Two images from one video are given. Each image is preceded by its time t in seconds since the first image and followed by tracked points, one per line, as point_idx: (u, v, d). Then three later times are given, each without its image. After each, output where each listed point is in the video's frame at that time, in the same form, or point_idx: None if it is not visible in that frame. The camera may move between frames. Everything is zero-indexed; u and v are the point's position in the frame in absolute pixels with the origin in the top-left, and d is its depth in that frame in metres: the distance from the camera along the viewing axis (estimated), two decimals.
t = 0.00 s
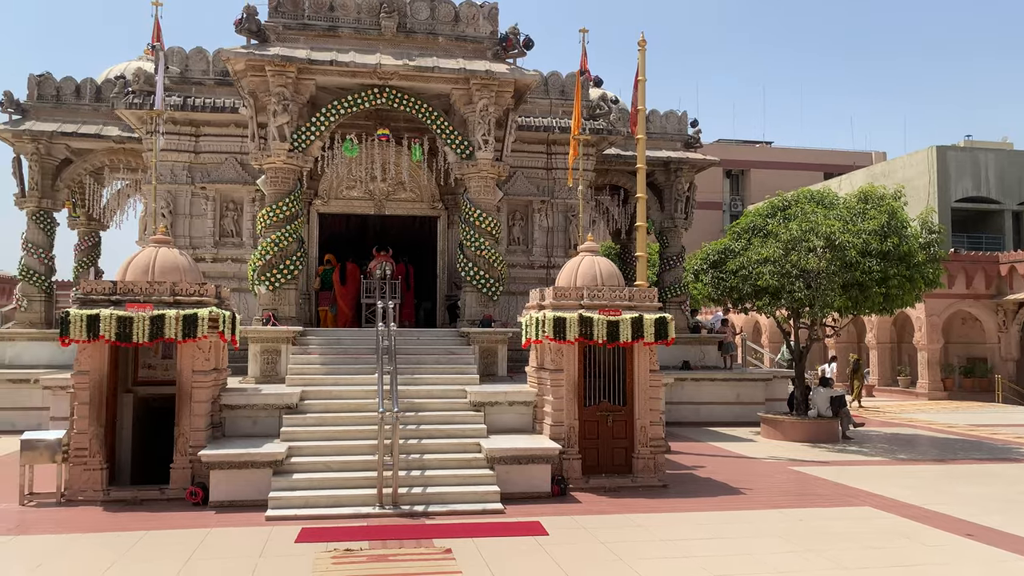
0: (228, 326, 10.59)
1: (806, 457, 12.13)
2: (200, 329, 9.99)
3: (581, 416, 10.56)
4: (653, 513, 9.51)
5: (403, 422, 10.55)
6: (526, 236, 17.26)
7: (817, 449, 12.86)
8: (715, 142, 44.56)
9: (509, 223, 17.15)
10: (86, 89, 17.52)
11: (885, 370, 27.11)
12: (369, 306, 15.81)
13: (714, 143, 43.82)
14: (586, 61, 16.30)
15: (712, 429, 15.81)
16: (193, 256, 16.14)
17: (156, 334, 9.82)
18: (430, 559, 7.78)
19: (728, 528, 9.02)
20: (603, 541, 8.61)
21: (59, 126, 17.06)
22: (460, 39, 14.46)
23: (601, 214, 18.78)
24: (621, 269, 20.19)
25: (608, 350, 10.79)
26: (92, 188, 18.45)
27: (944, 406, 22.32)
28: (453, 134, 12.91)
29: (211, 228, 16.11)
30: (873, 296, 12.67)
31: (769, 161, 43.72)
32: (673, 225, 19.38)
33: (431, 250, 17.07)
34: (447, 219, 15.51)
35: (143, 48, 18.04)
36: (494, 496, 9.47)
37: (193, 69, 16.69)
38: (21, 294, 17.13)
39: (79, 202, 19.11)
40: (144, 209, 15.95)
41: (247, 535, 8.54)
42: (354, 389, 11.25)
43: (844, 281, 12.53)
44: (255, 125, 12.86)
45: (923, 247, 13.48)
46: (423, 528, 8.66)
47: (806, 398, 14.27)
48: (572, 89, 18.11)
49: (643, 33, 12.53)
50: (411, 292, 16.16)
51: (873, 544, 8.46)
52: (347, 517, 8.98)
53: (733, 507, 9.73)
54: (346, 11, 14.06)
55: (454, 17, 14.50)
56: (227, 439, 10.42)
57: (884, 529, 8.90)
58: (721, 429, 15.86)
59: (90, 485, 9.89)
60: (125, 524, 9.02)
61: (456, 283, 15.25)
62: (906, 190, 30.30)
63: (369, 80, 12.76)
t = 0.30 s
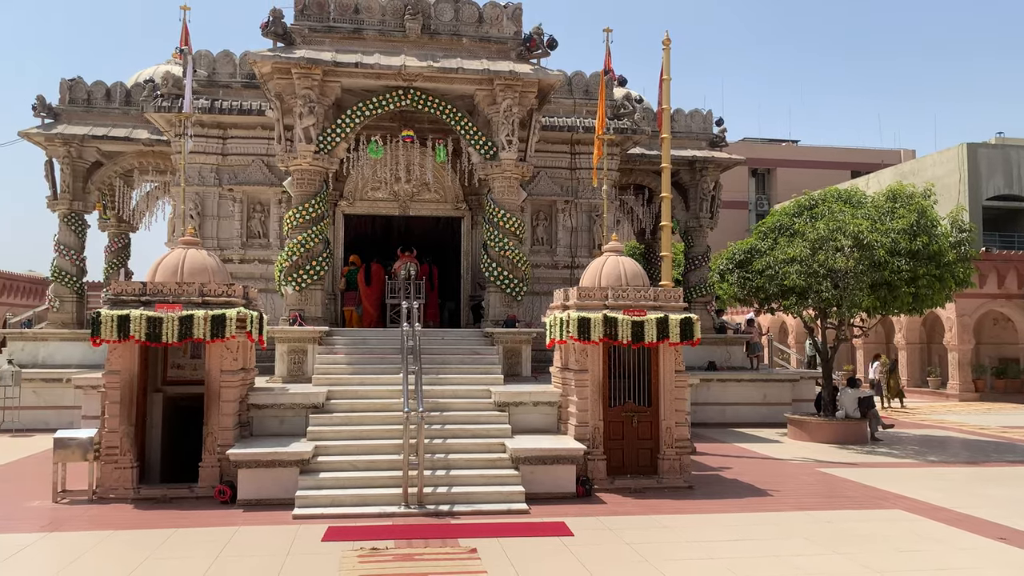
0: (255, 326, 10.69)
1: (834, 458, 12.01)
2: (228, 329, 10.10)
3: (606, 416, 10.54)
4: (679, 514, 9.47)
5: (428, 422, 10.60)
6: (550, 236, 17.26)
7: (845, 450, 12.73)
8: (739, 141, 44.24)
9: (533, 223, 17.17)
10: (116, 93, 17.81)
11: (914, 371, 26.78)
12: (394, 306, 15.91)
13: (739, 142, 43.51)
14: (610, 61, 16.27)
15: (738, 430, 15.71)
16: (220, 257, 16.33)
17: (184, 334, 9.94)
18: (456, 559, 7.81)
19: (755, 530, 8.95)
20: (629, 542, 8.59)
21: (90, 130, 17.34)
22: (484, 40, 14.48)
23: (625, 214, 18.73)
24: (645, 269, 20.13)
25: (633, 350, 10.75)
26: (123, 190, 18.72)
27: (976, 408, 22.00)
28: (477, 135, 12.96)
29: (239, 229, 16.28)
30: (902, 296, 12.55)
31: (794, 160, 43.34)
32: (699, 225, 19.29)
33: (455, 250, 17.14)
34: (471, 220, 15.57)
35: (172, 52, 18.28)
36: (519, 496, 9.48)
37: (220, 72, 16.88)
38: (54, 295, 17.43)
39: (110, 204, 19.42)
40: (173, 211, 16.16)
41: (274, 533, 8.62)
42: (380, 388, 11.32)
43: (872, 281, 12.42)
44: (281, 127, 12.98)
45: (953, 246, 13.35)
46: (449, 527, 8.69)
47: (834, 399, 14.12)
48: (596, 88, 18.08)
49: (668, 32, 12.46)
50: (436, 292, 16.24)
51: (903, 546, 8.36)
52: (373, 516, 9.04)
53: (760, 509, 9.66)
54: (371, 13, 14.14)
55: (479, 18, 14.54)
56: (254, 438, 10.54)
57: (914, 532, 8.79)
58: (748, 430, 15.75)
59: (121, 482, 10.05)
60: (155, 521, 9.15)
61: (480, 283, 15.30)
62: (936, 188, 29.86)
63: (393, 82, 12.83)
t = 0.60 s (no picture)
0: (281, 327, 10.77)
1: (862, 460, 11.87)
2: (254, 330, 10.18)
3: (630, 418, 10.51)
4: (703, 516, 9.41)
5: (452, 422, 10.62)
6: (573, 237, 17.23)
7: (873, 452, 12.58)
8: (762, 139, 43.89)
9: (556, 223, 17.16)
10: (143, 97, 18.07)
11: (944, 372, 26.39)
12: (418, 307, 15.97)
13: (764, 141, 43.18)
14: (633, 61, 16.22)
15: (763, 432, 15.58)
16: (246, 258, 16.49)
17: (211, 335, 10.03)
18: (480, 559, 7.82)
19: (781, 532, 8.87)
20: (653, 544, 8.55)
21: (119, 134, 17.59)
22: (507, 40, 14.50)
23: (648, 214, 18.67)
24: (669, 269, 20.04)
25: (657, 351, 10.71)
26: (150, 193, 18.98)
27: (1008, 409, 21.62)
28: (499, 136, 12.95)
29: (264, 231, 16.43)
30: (931, 296, 12.49)
31: (819, 159, 42.92)
32: (723, 224, 19.17)
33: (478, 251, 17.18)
34: (494, 220, 15.60)
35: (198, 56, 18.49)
36: (542, 497, 9.47)
37: (245, 76, 17.05)
38: (83, 296, 17.70)
39: (137, 207, 19.69)
40: (200, 213, 16.34)
41: (300, 532, 8.68)
42: (404, 389, 11.36)
43: (900, 281, 12.27)
44: (306, 130, 13.08)
45: (983, 245, 13.24)
46: (473, 528, 8.70)
47: (861, 400, 13.95)
48: (619, 88, 18.03)
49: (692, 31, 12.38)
50: (459, 293, 16.30)
51: (933, 550, 8.23)
52: (398, 516, 9.07)
53: (786, 511, 9.56)
54: (394, 15, 14.21)
55: (501, 19, 14.56)
56: (280, 438, 10.63)
57: (944, 535, 8.65)
58: (774, 431, 15.61)
59: (149, 482, 10.18)
60: (183, 521, 9.26)
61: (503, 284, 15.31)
62: (966, 186, 29.39)
63: (416, 84, 12.88)
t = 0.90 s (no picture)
0: (305, 328, 10.85)
1: (889, 463, 11.73)
2: (279, 331, 10.27)
3: (653, 419, 10.47)
4: (728, 518, 9.34)
5: (474, 423, 10.64)
6: (595, 237, 17.19)
7: (900, 455, 12.43)
8: (785, 138, 43.53)
9: (578, 224, 17.14)
10: (169, 101, 18.30)
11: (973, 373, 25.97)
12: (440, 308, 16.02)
13: (788, 140, 42.85)
14: (656, 61, 16.16)
15: (788, 433, 15.45)
16: (271, 260, 16.64)
17: (237, 335, 10.12)
18: (503, 560, 7.83)
19: (806, 535, 8.79)
20: (677, 546, 8.50)
21: (145, 137, 17.81)
22: (529, 41, 14.50)
23: (671, 214, 18.61)
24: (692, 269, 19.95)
25: (681, 352, 10.66)
26: (176, 196, 19.20)
27: None
28: (521, 136, 12.99)
29: (288, 233, 16.57)
30: (960, 296, 12.30)
31: (843, 158, 42.48)
32: (747, 224, 19.04)
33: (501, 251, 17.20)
34: (516, 221, 15.63)
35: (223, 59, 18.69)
36: (565, 498, 9.46)
37: (269, 79, 17.21)
38: (111, 297, 17.95)
39: (164, 209, 19.94)
40: (225, 215, 16.51)
41: (324, 531, 8.74)
42: (427, 389, 11.40)
43: (928, 281, 12.11)
44: (329, 132, 13.19)
45: (1013, 244, 13.05)
46: (495, 529, 8.71)
47: (888, 402, 13.79)
48: (642, 88, 17.97)
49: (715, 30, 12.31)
50: (481, 294, 16.34)
51: (963, 554, 8.10)
52: (421, 516, 9.10)
53: (812, 514, 9.47)
54: (416, 17, 14.28)
55: (523, 20, 14.58)
56: (304, 438, 10.72)
57: (974, 539, 8.51)
58: (799, 433, 15.46)
59: (176, 480, 10.30)
60: (209, 519, 9.35)
61: (525, 284, 15.32)
62: (995, 185, 28.92)
63: (438, 85, 12.92)
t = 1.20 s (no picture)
0: (328, 328, 10.92)
1: (915, 465, 11.59)
2: (303, 331, 10.34)
3: (676, 420, 10.43)
4: (751, 520, 9.28)
5: (496, 423, 10.65)
6: (617, 237, 17.15)
7: (927, 457, 12.27)
8: (808, 137, 43.13)
9: (600, 224, 17.12)
10: (193, 103, 18.51)
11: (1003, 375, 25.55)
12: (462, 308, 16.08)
13: (812, 139, 42.50)
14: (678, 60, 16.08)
15: (812, 435, 15.32)
16: (294, 260, 16.78)
17: (261, 335, 10.21)
18: (525, 560, 7.83)
19: (831, 538, 8.70)
20: (700, 547, 8.45)
21: (170, 138, 18.02)
22: (550, 41, 14.48)
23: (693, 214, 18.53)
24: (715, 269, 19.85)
25: (704, 353, 10.60)
26: (201, 197, 19.41)
27: None
28: (543, 136, 12.98)
29: (311, 233, 16.69)
30: (989, 296, 12.13)
31: (867, 156, 42.02)
32: (771, 224, 18.90)
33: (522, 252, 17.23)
34: (537, 222, 15.64)
35: (246, 62, 18.86)
36: (587, 499, 9.44)
37: (292, 80, 17.35)
38: (137, 297, 18.18)
39: (189, 210, 20.16)
40: (249, 216, 16.66)
41: (346, 530, 8.79)
42: (449, 389, 11.43)
43: (956, 281, 11.94)
44: (352, 133, 13.27)
45: None
46: (518, 529, 8.71)
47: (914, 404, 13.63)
48: (664, 87, 17.90)
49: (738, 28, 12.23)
50: (503, 294, 16.37)
51: (992, 558, 7.98)
52: (443, 516, 9.12)
53: (837, 516, 9.38)
54: (438, 18, 14.33)
55: (544, 20, 14.57)
56: (327, 437, 10.78)
57: (1004, 543, 8.38)
58: (823, 435, 15.32)
59: (200, 479, 10.40)
60: (233, 517, 9.44)
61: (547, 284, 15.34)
62: None
63: (460, 86, 12.94)
